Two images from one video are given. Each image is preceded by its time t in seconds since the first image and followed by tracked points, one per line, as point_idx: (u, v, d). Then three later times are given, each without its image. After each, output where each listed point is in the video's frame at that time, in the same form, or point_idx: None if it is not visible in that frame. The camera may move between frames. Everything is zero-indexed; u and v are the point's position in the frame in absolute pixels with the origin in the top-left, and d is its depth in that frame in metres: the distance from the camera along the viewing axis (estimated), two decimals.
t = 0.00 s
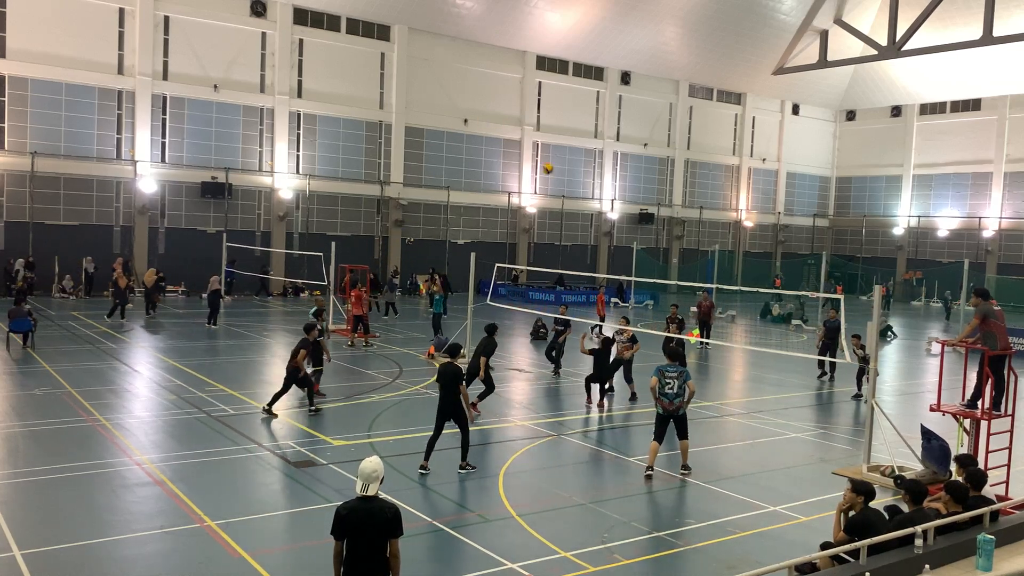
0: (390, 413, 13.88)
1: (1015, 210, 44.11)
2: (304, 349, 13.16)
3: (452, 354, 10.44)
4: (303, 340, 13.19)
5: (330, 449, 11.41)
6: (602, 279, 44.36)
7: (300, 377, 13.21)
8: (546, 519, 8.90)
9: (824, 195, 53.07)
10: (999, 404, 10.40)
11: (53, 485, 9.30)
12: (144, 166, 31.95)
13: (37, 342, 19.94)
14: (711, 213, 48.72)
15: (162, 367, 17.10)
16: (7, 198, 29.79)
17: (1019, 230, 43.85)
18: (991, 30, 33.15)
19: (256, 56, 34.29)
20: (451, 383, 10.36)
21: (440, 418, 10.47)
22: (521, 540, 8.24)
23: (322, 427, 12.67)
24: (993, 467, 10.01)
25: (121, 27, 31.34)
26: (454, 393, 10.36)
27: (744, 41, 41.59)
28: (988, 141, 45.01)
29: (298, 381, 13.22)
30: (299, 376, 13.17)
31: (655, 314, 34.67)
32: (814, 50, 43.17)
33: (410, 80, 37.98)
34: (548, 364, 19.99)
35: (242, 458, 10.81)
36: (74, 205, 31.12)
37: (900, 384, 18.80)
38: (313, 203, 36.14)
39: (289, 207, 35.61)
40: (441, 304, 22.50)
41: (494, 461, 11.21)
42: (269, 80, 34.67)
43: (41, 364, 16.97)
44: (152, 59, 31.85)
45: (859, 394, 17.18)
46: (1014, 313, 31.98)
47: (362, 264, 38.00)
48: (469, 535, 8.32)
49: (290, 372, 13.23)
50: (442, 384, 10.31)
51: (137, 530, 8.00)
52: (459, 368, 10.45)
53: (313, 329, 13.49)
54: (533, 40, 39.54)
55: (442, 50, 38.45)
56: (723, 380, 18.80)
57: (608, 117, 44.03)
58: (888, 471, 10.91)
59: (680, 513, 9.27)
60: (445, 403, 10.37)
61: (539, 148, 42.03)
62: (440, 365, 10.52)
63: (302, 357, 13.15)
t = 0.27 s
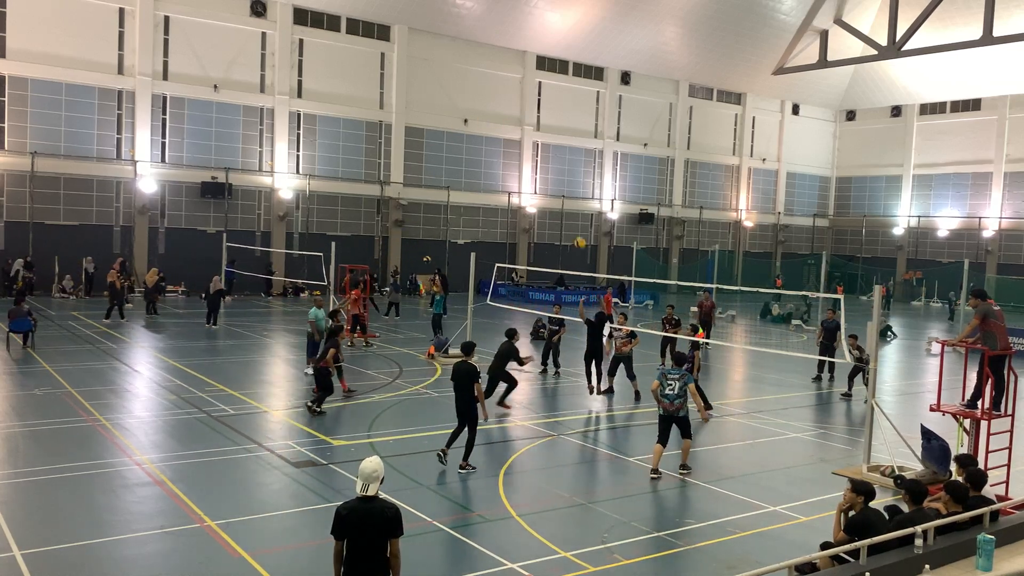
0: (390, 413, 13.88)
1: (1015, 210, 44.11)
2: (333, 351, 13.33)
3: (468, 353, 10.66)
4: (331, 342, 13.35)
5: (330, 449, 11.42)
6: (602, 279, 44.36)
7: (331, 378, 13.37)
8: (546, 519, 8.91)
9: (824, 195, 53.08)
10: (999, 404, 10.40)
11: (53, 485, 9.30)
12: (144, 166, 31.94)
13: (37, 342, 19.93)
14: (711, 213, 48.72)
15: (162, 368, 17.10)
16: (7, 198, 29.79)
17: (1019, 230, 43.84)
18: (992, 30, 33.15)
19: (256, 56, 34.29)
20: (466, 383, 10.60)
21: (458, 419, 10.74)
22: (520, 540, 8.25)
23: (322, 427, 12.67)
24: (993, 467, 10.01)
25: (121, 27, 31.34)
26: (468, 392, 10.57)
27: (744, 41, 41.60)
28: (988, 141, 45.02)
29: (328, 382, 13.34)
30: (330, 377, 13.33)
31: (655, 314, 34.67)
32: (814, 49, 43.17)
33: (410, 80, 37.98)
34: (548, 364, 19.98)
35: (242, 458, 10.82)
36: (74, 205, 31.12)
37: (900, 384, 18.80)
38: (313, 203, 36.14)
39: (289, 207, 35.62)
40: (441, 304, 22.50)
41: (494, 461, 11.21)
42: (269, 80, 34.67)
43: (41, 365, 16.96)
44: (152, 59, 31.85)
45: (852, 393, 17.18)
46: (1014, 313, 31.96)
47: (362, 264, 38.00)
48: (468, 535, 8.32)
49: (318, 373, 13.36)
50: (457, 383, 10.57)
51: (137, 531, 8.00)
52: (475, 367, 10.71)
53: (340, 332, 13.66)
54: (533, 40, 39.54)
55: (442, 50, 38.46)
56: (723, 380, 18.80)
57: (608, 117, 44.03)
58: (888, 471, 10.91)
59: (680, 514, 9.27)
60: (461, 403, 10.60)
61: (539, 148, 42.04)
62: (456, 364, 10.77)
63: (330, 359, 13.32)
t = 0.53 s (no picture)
0: (390, 413, 13.88)
1: (1015, 210, 44.10)
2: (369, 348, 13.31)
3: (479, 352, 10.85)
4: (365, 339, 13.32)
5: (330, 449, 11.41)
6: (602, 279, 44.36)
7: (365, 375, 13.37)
8: (546, 519, 8.91)
9: (824, 195, 53.09)
10: (999, 404, 10.39)
11: (53, 485, 9.30)
12: (144, 166, 31.94)
13: (37, 342, 19.94)
14: (711, 213, 48.72)
15: (162, 367, 17.10)
16: (7, 197, 29.79)
17: (1019, 230, 43.84)
18: (992, 30, 33.15)
19: (256, 56, 34.29)
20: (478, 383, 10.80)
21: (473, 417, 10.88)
22: (520, 540, 8.24)
23: (322, 427, 12.67)
24: (992, 467, 10.02)
25: (121, 27, 31.34)
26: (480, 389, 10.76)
27: (744, 41, 41.60)
28: (988, 140, 45.02)
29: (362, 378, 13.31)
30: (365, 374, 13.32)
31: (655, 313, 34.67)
32: (814, 49, 43.17)
33: (410, 80, 37.98)
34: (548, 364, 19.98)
35: (242, 458, 10.81)
36: (74, 205, 31.12)
37: (900, 384, 18.79)
38: (313, 203, 36.14)
39: (289, 207, 35.61)
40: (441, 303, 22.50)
41: (494, 461, 11.21)
42: (269, 80, 34.67)
43: (41, 364, 16.97)
44: (152, 59, 31.85)
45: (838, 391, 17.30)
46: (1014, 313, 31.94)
47: (362, 264, 38.00)
48: (468, 535, 8.32)
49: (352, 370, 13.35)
50: (468, 381, 10.76)
51: (138, 530, 8.01)
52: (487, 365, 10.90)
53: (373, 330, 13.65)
54: (533, 40, 39.54)
55: (442, 50, 38.46)
56: (723, 380, 18.79)
57: (608, 117, 44.03)
58: (888, 471, 10.91)
59: (680, 514, 9.27)
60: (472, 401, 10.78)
61: (539, 148, 42.04)
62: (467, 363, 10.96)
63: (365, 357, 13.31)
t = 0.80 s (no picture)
0: (389, 413, 13.87)
1: (1015, 210, 44.12)
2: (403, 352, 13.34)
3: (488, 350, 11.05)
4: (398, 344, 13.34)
5: (330, 449, 11.42)
6: (602, 279, 44.37)
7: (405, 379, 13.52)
8: (546, 519, 8.90)
9: (824, 195, 53.11)
10: (1000, 404, 10.39)
11: (52, 485, 9.30)
12: (144, 166, 31.95)
13: (37, 342, 19.94)
14: (711, 213, 48.72)
15: (162, 367, 17.10)
16: (7, 197, 29.80)
17: (1019, 230, 43.85)
18: (992, 30, 33.14)
19: (256, 56, 34.29)
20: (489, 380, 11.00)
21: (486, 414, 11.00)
22: (520, 540, 8.24)
23: (323, 427, 12.67)
24: (993, 467, 10.01)
25: (121, 27, 31.35)
26: (491, 386, 10.95)
27: (744, 41, 41.61)
28: (988, 141, 45.02)
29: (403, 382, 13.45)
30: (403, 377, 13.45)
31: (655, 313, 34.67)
32: (814, 49, 43.18)
33: (410, 80, 37.97)
34: (548, 364, 19.99)
35: (242, 458, 10.82)
36: (74, 205, 31.12)
37: (900, 384, 18.80)
38: (313, 203, 36.14)
39: (289, 207, 35.62)
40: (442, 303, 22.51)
41: (494, 460, 11.21)
42: (269, 80, 34.67)
43: (41, 364, 16.97)
44: (152, 59, 31.85)
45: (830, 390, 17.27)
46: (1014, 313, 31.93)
47: (362, 264, 38.01)
48: (469, 535, 8.32)
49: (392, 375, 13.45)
50: (481, 379, 10.94)
51: (138, 530, 8.00)
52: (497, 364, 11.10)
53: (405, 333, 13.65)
54: (533, 40, 39.54)
55: (442, 50, 38.46)
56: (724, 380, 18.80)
57: (608, 117, 44.02)
58: (888, 471, 10.91)
59: (681, 514, 9.28)
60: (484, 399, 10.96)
61: (539, 148, 42.05)
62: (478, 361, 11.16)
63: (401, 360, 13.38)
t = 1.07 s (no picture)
0: (389, 413, 13.87)
1: (1015, 210, 44.11)
2: (439, 354, 13.28)
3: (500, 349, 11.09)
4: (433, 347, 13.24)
5: (330, 448, 11.42)
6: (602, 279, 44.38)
7: (441, 380, 13.56)
8: (546, 519, 8.90)
9: (824, 195, 53.12)
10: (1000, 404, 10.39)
11: (52, 485, 9.30)
12: (144, 166, 31.95)
13: (37, 342, 19.94)
14: (711, 213, 48.72)
15: (162, 367, 17.10)
16: (7, 197, 29.79)
17: (1019, 230, 43.84)
18: (992, 30, 33.14)
19: (256, 56, 34.29)
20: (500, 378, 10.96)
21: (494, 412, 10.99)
22: (521, 540, 8.25)
23: (322, 427, 12.67)
24: (993, 467, 10.01)
25: (121, 27, 31.35)
26: (501, 384, 10.93)
27: (744, 41, 41.61)
28: (988, 140, 45.02)
29: (441, 385, 13.49)
30: (439, 379, 13.45)
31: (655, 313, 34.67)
32: (814, 50, 43.18)
33: (410, 80, 37.98)
34: (548, 364, 20.00)
35: (242, 458, 10.82)
36: (74, 205, 31.12)
37: (900, 384, 18.80)
38: (313, 203, 36.14)
39: (289, 207, 35.62)
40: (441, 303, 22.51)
41: (494, 460, 11.20)
42: (269, 80, 34.67)
43: (41, 364, 16.97)
44: (152, 59, 31.86)
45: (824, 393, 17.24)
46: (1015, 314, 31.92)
47: (362, 264, 38.02)
48: (469, 535, 8.32)
49: (428, 377, 13.40)
50: (492, 376, 10.95)
51: (138, 530, 8.01)
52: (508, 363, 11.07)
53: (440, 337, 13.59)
54: (533, 40, 39.54)
55: (442, 51, 38.45)
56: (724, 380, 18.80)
57: (608, 117, 44.02)
58: (888, 471, 10.91)
59: (681, 514, 9.28)
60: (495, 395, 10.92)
61: (539, 148, 42.05)
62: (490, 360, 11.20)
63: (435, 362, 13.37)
